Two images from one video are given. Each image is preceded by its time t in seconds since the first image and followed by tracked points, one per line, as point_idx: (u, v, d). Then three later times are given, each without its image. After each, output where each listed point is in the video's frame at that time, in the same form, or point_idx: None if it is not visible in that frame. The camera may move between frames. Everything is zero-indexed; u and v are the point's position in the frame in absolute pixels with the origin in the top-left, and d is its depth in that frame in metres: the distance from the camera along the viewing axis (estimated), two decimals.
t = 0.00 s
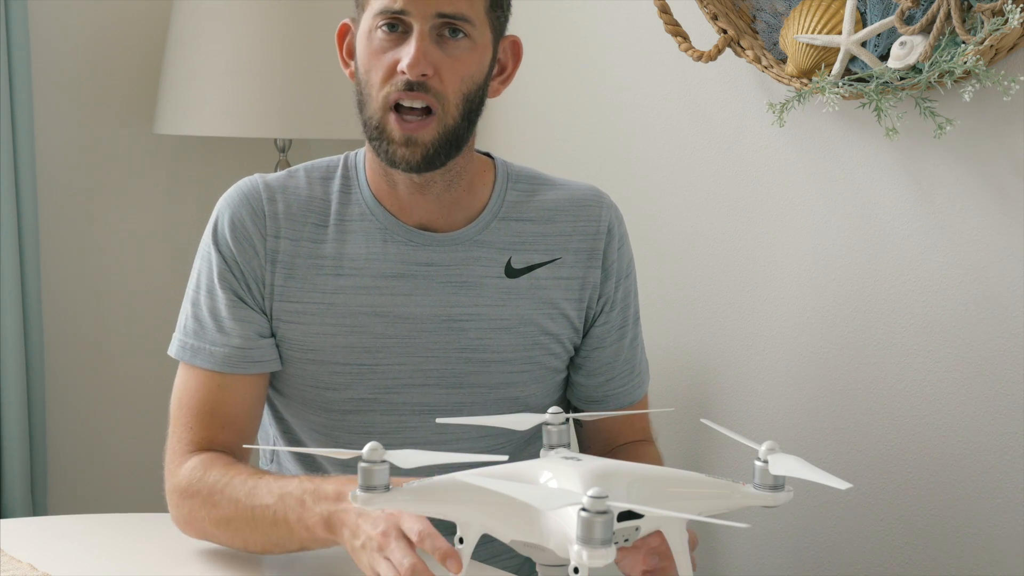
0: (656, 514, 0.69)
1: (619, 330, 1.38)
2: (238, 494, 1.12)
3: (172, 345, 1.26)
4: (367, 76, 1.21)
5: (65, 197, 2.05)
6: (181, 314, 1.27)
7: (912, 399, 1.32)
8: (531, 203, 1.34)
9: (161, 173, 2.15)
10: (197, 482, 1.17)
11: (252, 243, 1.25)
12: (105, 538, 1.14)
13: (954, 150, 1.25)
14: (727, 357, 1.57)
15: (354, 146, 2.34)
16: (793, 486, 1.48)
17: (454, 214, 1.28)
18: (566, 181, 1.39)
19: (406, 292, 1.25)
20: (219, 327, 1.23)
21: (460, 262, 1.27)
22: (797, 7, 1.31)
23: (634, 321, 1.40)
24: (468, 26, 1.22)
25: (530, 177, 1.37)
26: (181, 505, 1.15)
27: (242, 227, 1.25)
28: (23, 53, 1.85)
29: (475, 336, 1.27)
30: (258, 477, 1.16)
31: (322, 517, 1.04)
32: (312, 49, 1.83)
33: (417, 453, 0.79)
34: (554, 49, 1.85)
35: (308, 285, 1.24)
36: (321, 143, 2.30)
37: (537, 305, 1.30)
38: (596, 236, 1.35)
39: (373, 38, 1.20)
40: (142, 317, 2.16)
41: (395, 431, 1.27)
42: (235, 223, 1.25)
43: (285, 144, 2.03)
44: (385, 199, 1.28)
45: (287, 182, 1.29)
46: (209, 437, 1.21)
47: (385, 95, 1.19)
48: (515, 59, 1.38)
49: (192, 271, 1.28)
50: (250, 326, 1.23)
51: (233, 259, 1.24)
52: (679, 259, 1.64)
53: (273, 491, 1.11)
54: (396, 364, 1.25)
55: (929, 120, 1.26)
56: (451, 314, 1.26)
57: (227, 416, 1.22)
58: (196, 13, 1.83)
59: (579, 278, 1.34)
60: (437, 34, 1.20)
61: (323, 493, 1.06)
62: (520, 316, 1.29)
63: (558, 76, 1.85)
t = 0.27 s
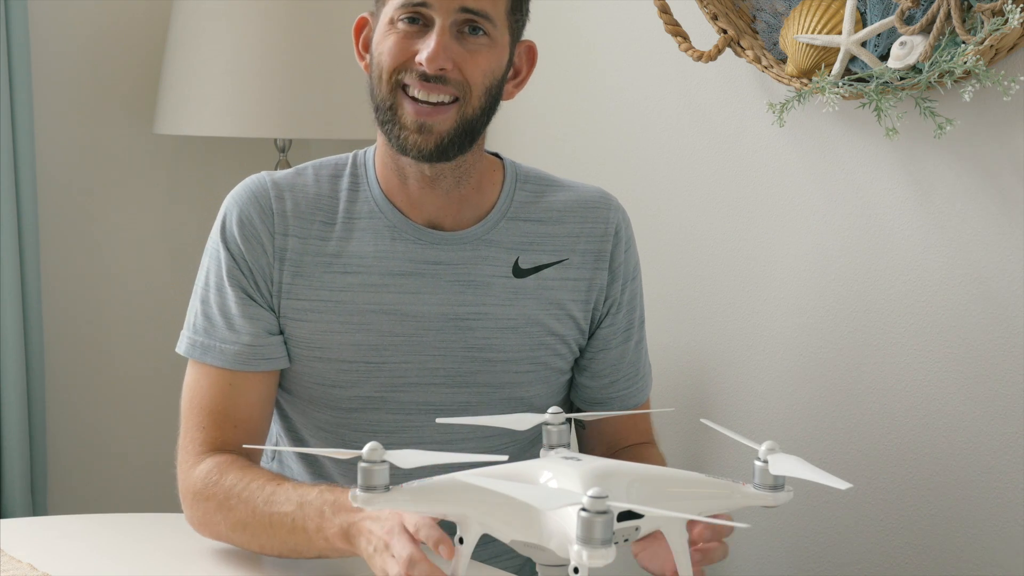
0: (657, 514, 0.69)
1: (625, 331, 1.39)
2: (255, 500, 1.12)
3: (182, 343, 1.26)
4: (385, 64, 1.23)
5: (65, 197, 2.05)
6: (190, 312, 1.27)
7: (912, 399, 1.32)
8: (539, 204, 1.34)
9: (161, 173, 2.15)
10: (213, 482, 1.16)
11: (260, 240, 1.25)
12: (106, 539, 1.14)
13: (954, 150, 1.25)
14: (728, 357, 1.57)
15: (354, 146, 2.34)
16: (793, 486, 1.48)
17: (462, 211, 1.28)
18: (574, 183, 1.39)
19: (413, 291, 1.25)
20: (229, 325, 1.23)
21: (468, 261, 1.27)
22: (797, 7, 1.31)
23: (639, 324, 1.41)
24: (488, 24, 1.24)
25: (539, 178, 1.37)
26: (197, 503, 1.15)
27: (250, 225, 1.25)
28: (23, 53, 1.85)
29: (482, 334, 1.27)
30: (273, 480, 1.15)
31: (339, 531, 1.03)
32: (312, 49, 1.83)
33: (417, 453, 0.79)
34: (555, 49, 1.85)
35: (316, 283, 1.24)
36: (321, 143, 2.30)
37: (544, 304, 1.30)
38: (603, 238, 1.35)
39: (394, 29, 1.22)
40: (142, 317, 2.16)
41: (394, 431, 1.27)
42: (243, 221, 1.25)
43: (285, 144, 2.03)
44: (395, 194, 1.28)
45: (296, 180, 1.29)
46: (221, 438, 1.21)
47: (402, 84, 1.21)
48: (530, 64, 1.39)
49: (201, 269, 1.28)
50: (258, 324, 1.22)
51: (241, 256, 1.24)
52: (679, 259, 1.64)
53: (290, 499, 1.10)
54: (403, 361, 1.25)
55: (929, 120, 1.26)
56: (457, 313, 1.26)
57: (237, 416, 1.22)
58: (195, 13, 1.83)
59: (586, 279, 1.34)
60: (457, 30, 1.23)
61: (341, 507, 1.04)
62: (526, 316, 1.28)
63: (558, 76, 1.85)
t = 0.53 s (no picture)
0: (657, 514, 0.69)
1: (632, 338, 1.38)
2: (267, 497, 1.13)
3: (193, 336, 1.26)
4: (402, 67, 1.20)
5: (65, 197, 2.05)
6: (202, 305, 1.27)
7: (912, 398, 1.32)
8: (551, 209, 1.34)
9: (161, 174, 2.15)
10: (226, 478, 1.18)
11: (270, 236, 1.25)
12: (106, 539, 1.14)
13: (954, 150, 1.25)
14: (727, 357, 1.57)
15: (354, 146, 2.34)
16: (794, 486, 1.48)
17: (473, 214, 1.28)
18: (587, 190, 1.39)
19: (422, 292, 1.25)
20: (240, 320, 1.23)
21: (477, 264, 1.27)
22: (797, 7, 1.31)
23: (649, 331, 1.40)
24: (506, 33, 1.22)
25: (552, 184, 1.37)
26: (211, 498, 1.17)
27: (262, 220, 1.26)
28: (23, 53, 1.85)
29: (488, 338, 1.27)
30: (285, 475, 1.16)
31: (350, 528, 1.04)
32: (312, 49, 1.83)
33: (418, 453, 0.79)
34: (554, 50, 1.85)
35: (324, 281, 1.25)
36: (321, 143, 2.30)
37: (553, 310, 1.30)
38: (613, 245, 1.35)
39: (413, 31, 1.20)
40: (142, 317, 2.16)
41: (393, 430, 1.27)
42: (255, 216, 1.26)
43: (285, 144, 2.03)
44: (407, 195, 1.28)
45: (308, 176, 1.29)
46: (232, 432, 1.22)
47: (416, 88, 1.19)
48: (551, 74, 1.38)
49: (213, 262, 1.29)
50: (268, 320, 1.23)
51: (252, 251, 1.25)
52: (679, 258, 1.64)
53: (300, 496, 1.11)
54: (409, 362, 1.25)
55: (929, 120, 1.26)
56: (465, 316, 1.26)
57: (249, 410, 1.23)
58: (195, 13, 1.83)
59: (594, 287, 1.33)
60: (475, 37, 1.20)
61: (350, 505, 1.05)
62: (533, 321, 1.28)
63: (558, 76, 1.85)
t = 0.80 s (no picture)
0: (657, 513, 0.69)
1: (645, 344, 1.35)
2: (284, 496, 1.14)
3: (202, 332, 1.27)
4: (423, 72, 1.18)
5: (65, 197, 2.05)
6: (212, 301, 1.28)
7: (912, 398, 1.32)
8: (563, 213, 1.32)
9: (161, 173, 2.15)
10: (238, 476, 1.18)
11: (279, 234, 1.26)
12: (106, 539, 1.14)
13: (954, 150, 1.25)
14: (728, 357, 1.57)
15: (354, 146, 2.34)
16: (794, 486, 1.48)
17: (486, 216, 1.27)
18: (602, 194, 1.37)
19: (429, 294, 1.25)
20: (247, 318, 1.24)
21: (486, 268, 1.27)
22: (797, 7, 1.31)
23: (662, 337, 1.37)
24: (524, 29, 1.19)
25: (566, 187, 1.35)
26: (224, 494, 1.18)
27: (272, 219, 1.27)
28: (23, 53, 1.85)
29: (495, 343, 1.26)
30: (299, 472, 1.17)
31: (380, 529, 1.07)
32: (311, 49, 1.83)
33: (417, 453, 0.79)
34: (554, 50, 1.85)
35: (332, 281, 1.25)
36: (321, 143, 2.30)
37: (562, 316, 1.28)
38: (625, 251, 1.33)
39: (430, 35, 1.17)
40: (142, 317, 2.16)
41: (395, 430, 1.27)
42: (264, 213, 1.27)
43: (285, 144, 2.02)
44: (418, 198, 1.28)
45: (320, 175, 1.29)
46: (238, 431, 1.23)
47: (440, 94, 1.16)
48: (559, 62, 1.37)
49: (224, 259, 1.30)
50: (274, 320, 1.24)
51: (261, 250, 1.26)
52: (679, 258, 1.64)
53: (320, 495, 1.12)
54: (415, 363, 1.25)
55: (929, 120, 1.26)
56: (472, 319, 1.25)
57: (253, 408, 1.24)
58: (195, 13, 1.83)
59: (605, 292, 1.31)
60: (494, 36, 1.18)
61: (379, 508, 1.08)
62: (543, 326, 1.27)
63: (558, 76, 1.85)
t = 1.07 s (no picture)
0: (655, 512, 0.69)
1: (653, 336, 1.33)
2: (318, 503, 1.13)
3: (209, 332, 1.27)
4: (420, 73, 1.18)
5: (65, 197, 2.05)
6: (219, 301, 1.28)
7: (911, 398, 1.32)
8: (566, 209, 1.32)
9: (160, 174, 2.15)
10: (264, 483, 1.17)
11: (284, 232, 1.27)
12: (106, 539, 1.14)
13: (954, 150, 1.24)
14: (728, 357, 1.57)
15: (354, 146, 2.34)
16: (793, 486, 1.48)
17: (489, 212, 1.27)
18: (605, 190, 1.37)
19: (432, 291, 1.25)
20: (258, 316, 1.24)
21: (489, 264, 1.26)
22: (797, 7, 1.31)
23: (671, 330, 1.35)
24: (517, 21, 1.19)
25: (568, 183, 1.35)
26: (248, 501, 1.16)
27: (276, 217, 1.27)
28: (23, 53, 1.85)
29: (499, 339, 1.26)
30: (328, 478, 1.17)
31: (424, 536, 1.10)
32: (311, 49, 1.83)
33: (418, 453, 0.79)
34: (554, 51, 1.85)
35: (337, 278, 1.26)
36: (321, 143, 2.30)
37: (567, 311, 1.28)
38: (628, 245, 1.32)
39: (424, 35, 1.18)
40: (142, 317, 2.16)
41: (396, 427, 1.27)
42: (269, 211, 1.28)
43: (285, 144, 2.02)
44: (421, 197, 1.28)
45: (323, 174, 1.30)
46: (257, 434, 1.22)
47: (439, 93, 1.17)
48: (554, 54, 1.37)
49: (228, 259, 1.31)
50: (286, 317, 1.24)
51: (267, 248, 1.26)
52: (679, 258, 1.64)
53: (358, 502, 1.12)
54: (419, 360, 1.25)
55: (929, 120, 1.26)
56: (476, 316, 1.25)
57: (271, 410, 1.23)
58: (195, 13, 1.83)
59: (609, 287, 1.30)
60: (487, 30, 1.18)
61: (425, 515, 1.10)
62: (547, 322, 1.27)
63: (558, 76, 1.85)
